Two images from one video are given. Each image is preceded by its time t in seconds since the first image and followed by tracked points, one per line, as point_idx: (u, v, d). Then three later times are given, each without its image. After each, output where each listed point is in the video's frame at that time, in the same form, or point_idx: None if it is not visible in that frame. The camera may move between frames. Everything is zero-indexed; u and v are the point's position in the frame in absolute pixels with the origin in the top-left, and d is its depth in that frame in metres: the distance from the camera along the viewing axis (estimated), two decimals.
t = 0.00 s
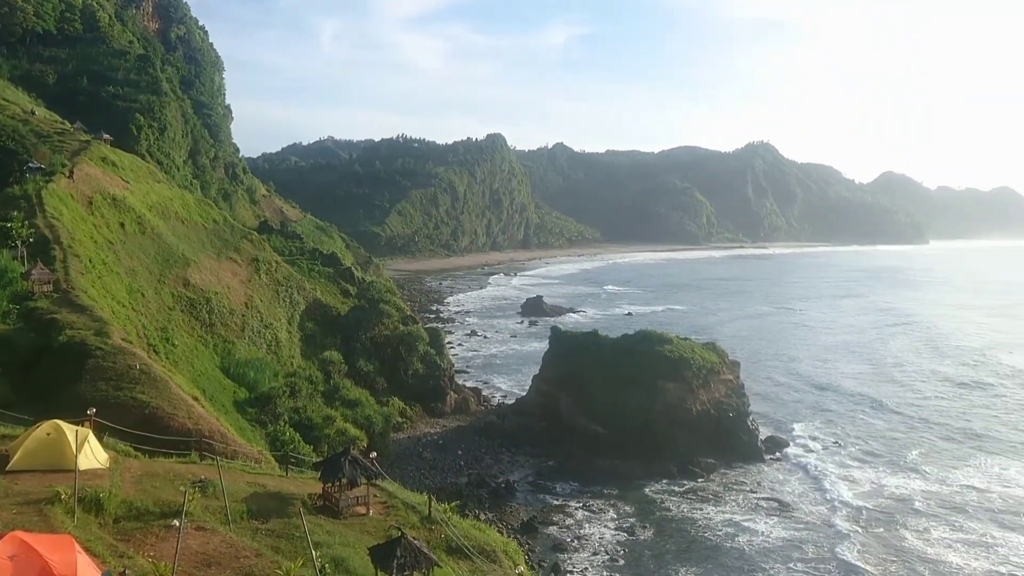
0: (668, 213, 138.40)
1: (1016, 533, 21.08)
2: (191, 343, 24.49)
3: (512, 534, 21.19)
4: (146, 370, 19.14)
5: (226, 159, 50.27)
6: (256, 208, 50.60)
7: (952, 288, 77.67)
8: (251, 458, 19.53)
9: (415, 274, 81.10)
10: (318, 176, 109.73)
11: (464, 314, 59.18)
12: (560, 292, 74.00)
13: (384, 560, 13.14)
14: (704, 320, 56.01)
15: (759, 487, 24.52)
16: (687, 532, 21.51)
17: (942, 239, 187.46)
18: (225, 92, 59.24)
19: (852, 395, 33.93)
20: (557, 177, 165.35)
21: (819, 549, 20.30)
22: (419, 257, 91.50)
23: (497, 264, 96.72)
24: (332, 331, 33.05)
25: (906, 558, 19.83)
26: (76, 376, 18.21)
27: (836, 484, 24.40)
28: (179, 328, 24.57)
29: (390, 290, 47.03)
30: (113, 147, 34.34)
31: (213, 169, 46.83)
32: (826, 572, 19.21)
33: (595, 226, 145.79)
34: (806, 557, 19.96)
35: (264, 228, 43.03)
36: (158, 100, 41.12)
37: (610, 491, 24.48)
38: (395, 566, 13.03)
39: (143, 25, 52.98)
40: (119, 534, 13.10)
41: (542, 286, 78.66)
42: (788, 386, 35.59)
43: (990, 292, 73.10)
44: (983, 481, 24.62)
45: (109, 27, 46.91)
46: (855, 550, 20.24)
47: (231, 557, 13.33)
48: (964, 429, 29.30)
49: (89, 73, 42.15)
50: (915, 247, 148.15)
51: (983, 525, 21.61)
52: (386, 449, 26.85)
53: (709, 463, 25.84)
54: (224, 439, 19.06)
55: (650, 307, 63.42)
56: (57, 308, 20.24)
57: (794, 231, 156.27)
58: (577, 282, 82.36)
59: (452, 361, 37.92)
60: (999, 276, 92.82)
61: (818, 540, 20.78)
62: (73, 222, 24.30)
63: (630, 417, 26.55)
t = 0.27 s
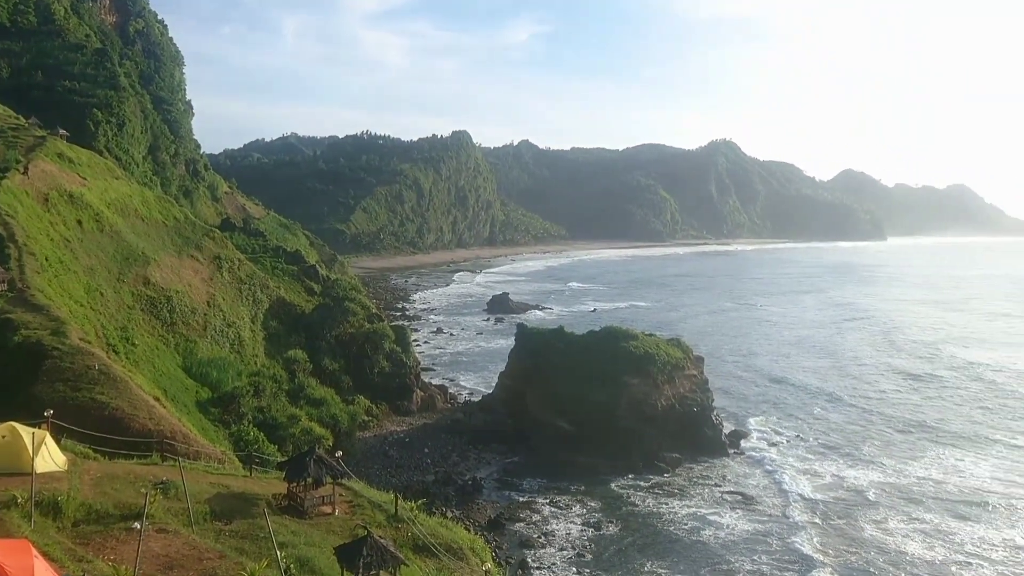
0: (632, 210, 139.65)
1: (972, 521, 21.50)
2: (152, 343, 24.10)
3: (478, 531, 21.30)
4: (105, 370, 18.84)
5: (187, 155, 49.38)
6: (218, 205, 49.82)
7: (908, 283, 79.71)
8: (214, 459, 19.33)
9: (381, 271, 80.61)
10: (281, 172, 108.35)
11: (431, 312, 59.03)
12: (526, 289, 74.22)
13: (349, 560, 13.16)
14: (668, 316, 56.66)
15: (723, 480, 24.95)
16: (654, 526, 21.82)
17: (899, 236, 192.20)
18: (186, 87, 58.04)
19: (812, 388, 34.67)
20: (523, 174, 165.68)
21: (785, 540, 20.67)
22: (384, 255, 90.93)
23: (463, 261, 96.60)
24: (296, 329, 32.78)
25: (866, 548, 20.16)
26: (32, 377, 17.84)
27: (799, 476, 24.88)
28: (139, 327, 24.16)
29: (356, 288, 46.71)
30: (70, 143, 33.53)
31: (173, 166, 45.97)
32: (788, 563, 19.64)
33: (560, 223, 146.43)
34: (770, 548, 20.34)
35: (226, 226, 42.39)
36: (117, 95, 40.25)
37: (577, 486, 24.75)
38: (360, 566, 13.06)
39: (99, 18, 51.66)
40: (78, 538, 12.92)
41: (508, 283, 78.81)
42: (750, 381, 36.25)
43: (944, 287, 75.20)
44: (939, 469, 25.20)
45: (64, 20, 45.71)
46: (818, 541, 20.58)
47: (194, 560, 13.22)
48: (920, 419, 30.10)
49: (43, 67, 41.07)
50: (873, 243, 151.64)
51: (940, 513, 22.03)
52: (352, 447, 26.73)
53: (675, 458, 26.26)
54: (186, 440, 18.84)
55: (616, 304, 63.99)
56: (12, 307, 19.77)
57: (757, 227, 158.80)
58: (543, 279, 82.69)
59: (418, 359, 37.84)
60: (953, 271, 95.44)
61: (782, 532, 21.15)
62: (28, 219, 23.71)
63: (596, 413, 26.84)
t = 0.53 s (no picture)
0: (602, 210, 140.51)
1: (934, 514, 22.03)
2: (117, 344, 23.74)
3: (450, 531, 21.38)
4: (68, 373, 18.55)
5: (151, 153, 48.57)
6: (183, 205, 49.08)
7: (870, 281, 81.43)
8: (181, 461, 19.14)
9: (350, 271, 80.06)
10: (248, 171, 107.03)
11: (401, 312, 58.84)
12: (497, 288, 74.29)
13: (319, 561, 13.17)
14: (638, 315, 57.18)
15: (691, 476, 25.32)
16: (625, 524, 22.09)
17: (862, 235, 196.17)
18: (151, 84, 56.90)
19: (778, 385, 35.31)
20: (493, 173, 165.75)
21: (753, 535, 21.03)
22: (353, 254, 90.32)
23: (433, 261, 96.34)
24: (265, 330, 32.51)
25: (832, 542, 20.55)
26: None
27: (766, 472, 25.33)
28: (103, 329, 23.78)
29: (325, 288, 46.38)
30: (30, 141, 32.80)
31: (137, 165, 45.20)
32: (756, 556, 20.00)
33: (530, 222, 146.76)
34: (739, 542, 20.69)
35: (192, 226, 41.78)
36: (79, 93, 39.49)
37: (548, 485, 24.96)
38: (331, 567, 13.07)
39: (61, 14, 50.37)
40: (42, 544, 12.75)
41: (478, 283, 78.81)
42: (718, 378, 36.81)
43: (905, 285, 77.00)
44: (901, 464, 25.80)
45: (24, 16, 44.65)
46: (784, 536, 20.97)
47: (160, 564, 13.12)
48: (883, 415, 30.82)
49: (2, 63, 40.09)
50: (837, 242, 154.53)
51: (903, 507, 22.53)
52: (321, 448, 26.60)
53: (644, 455, 26.61)
54: (152, 442, 18.63)
55: (586, 303, 64.38)
56: None
57: (725, 226, 160.81)
58: (514, 279, 82.84)
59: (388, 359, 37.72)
60: (913, 269, 97.76)
61: (750, 527, 21.52)
62: None
63: (566, 412, 27.07)
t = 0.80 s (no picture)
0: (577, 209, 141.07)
1: (904, 510, 22.46)
2: (86, 345, 23.36)
3: (426, 531, 21.36)
4: (36, 374, 18.23)
5: (121, 151, 47.81)
6: (155, 203, 48.41)
7: (841, 279, 82.72)
8: (153, 464, 18.91)
9: (325, 270, 79.55)
10: (220, 169, 105.76)
11: (376, 311, 58.62)
12: (473, 287, 74.34)
13: (294, 563, 13.11)
14: (613, 314, 57.50)
15: (666, 474, 25.56)
16: (601, 522, 22.25)
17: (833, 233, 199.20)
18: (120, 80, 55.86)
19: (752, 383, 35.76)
20: (468, 172, 165.58)
21: (728, 532, 21.29)
22: (328, 254, 89.73)
23: (408, 260, 96.05)
24: (238, 330, 32.22)
25: (805, 538, 20.89)
26: None
27: (741, 470, 25.64)
28: (72, 329, 23.38)
29: (299, 287, 46.00)
30: None
31: (107, 162, 44.47)
32: (731, 552, 20.27)
33: (506, 221, 146.89)
34: (714, 539, 20.94)
35: (163, 224, 41.24)
36: (46, 89, 38.87)
37: (525, 484, 25.04)
38: (306, 569, 13.02)
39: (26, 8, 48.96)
40: (9, 549, 12.54)
41: (454, 282, 78.75)
42: (693, 376, 37.17)
43: (875, 283, 78.37)
44: (872, 460, 26.27)
45: None
46: (759, 533, 21.25)
47: (132, 568, 12.98)
48: (854, 412, 31.35)
49: None
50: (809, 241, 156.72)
51: (874, 504, 22.94)
52: (296, 449, 26.43)
53: (620, 453, 26.81)
54: (123, 444, 18.38)
55: (561, 301, 64.67)
56: None
57: (699, 225, 162.26)
58: (489, 277, 82.88)
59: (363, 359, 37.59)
60: (883, 267, 99.54)
61: (725, 524, 21.77)
62: None
63: (543, 411, 27.17)
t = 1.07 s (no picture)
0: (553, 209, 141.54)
1: (874, 506, 22.88)
2: (54, 346, 23.02)
3: (401, 531, 21.41)
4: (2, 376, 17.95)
5: (90, 149, 47.07)
6: (124, 202, 47.73)
7: (812, 278, 83.96)
8: (123, 466, 18.73)
9: (298, 270, 78.98)
10: (191, 167, 104.49)
11: (351, 311, 58.36)
12: (448, 287, 74.27)
13: (267, 564, 13.10)
14: (588, 313, 57.79)
15: (639, 473, 25.84)
16: (575, 521, 22.46)
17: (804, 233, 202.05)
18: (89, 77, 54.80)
19: (725, 382, 36.20)
20: (443, 171, 165.33)
21: (701, 529, 21.58)
22: (301, 253, 89.08)
23: (383, 259, 95.67)
24: (210, 331, 31.94)
25: (777, 535, 21.26)
26: None
27: (714, 468, 25.96)
28: (40, 330, 23.02)
29: (272, 287, 45.59)
30: None
31: (75, 160, 43.76)
32: (704, 549, 20.56)
33: (482, 220, 146.91)
34: (687, 537, 21.21)
35: (133, 224, 40.70)
36: (12, 86, 38.56)
37: (500, 484, 25.16)
38: (279, 571, 13.01)
39: None
40: None
41: (430, 281, 78.63)
42: (667, 375, 37.51)
43: (845, 282, 79.67)
44: (843, 457, 26.72)
45: None
46: (732, 531, 21.54)
47: (102, 572, 12.87)
48: (825, 409, 31.86)
49: None
50: (781, 241, 158.83)
51: (845, 500, 23.35)
52: (269, 450, 26.28)
53: (595, 452, 27.05)
54: (92, 447, 18.18)
55: (536, 301, 64.89)
56: None
57: (674, 225, 163.61)
58: (465, 277, 82.86)
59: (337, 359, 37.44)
60: (852, 266, 101.25)
61: (698, 521, 22.07)
62: None
63: (518, 410, 27.34)
